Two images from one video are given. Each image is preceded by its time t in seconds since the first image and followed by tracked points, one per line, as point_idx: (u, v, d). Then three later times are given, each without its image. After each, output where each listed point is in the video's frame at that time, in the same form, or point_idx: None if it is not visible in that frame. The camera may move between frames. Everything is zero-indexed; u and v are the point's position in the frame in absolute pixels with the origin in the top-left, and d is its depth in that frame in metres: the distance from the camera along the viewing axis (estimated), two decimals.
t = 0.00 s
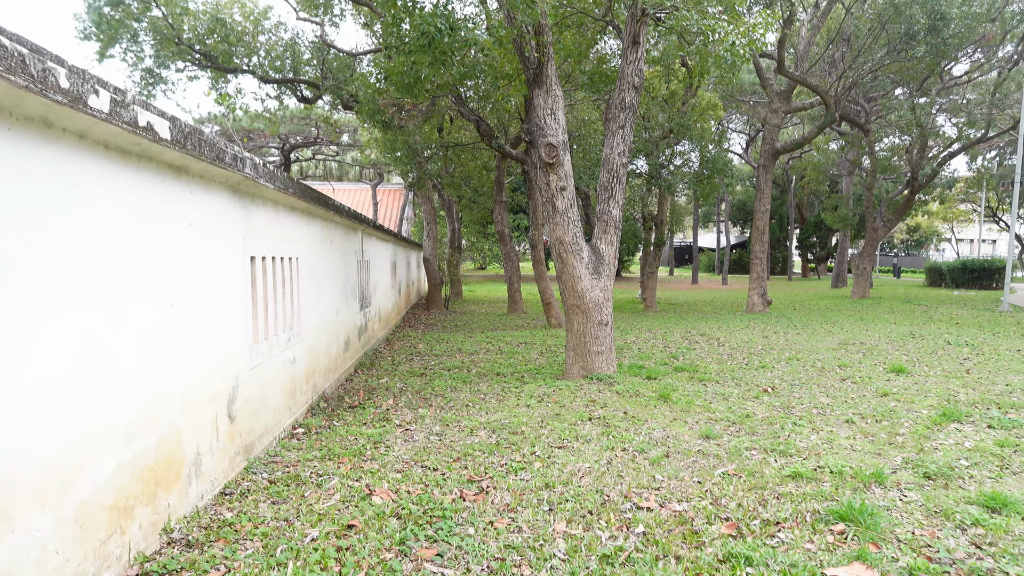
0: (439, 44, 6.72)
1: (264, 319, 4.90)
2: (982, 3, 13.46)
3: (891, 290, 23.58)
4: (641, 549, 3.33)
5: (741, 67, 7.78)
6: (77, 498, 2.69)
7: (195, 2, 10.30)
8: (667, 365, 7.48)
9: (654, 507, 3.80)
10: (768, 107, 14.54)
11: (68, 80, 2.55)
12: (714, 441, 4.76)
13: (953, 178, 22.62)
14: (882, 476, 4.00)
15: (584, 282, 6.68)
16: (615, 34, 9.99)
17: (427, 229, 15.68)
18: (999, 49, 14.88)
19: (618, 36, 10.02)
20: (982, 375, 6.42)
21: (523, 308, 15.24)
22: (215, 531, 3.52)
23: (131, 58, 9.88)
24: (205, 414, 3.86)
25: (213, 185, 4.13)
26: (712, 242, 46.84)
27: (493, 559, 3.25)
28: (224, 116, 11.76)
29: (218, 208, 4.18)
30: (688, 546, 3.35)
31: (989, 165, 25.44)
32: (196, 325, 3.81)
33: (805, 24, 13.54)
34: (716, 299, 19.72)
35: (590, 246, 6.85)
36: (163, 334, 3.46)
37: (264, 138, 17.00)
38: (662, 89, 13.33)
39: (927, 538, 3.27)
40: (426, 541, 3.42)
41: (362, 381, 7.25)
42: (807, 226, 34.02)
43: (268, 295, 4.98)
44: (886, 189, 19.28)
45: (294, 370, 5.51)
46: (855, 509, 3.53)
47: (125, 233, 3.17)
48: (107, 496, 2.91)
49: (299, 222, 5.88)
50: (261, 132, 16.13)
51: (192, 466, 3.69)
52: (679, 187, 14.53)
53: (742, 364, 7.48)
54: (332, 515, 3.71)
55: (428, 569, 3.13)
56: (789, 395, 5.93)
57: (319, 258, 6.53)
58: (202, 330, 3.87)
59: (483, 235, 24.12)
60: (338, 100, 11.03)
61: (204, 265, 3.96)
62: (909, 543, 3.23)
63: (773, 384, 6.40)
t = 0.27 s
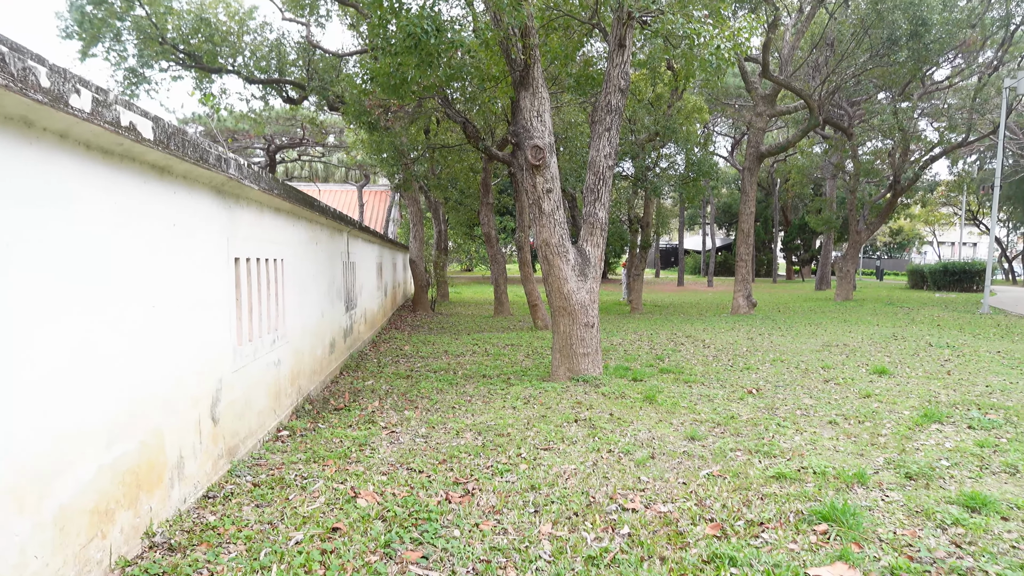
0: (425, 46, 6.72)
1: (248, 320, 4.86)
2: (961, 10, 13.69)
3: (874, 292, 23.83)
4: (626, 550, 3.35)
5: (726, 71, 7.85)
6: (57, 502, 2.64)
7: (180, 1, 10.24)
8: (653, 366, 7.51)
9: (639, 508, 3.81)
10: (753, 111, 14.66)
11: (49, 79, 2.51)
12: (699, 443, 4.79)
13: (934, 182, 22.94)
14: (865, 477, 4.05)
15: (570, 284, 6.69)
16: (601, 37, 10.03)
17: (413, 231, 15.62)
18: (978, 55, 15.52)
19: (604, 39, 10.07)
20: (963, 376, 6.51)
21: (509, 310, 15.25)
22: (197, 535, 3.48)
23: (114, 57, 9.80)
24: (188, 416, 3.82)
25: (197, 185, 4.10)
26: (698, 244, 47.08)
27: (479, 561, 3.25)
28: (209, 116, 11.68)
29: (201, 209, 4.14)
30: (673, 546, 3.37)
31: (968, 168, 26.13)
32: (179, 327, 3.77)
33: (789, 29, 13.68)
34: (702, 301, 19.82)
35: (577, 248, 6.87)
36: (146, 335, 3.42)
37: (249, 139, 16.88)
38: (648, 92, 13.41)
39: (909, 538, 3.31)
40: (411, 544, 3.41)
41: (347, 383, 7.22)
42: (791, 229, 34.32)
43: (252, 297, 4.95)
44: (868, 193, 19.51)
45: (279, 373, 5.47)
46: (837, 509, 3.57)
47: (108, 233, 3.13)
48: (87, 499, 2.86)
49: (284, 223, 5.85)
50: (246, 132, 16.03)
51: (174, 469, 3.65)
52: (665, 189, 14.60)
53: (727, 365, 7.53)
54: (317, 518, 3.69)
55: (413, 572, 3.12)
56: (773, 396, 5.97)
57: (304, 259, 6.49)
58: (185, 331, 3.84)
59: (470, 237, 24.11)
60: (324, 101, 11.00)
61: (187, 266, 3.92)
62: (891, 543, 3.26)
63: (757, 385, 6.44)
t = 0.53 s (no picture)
0: (412, 47, 6.71)
1: (234, 322, 4.83)
2: (943, 16, 13.88)
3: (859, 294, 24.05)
4: (613, 551, 3.35)
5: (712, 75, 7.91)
6: (38, 506, 2.59)
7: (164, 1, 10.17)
8: (639, 368, 7.54)
9: (626, 509, 3.82)
10: (739, 114, 14.76)
11: (30, 78, 2.48)
12: (685, 444, 4.82)
13: (917, 185, 23.23)
14: (849, 477, 4.08)
15: (557, 285, 6.70)
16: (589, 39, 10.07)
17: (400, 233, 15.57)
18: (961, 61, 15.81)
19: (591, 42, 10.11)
20: (945, 377, 6.59)
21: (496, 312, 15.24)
22: (181, 538, 3.44)
23: (98, 57, 9.69)
24: (173, 419, 3.78)
25: (181, 186, 4.07)
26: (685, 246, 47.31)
27: (465, 563, 3.24)
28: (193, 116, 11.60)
29: (186, 210, 4.11)
30: (659, 548, 3.38)
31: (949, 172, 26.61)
32: (163, 328, 3.72)
33: (775, 33, 13.79)
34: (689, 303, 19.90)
35: (564, 250, 6.88)
36: (131, 337, 3.37)
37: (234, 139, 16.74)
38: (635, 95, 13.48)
39: (892, 537, 3.34)
40: (397, 546, 3.40)
41: (333, 386, 7.19)
42: (777, 232, 34.57)
43: (237, 299, 4.92)
44: (853, 196, 19.70)
45: (264, 375, 5.43)
46: (822, 509, 3.60)
47: (91, 233, 3.08)
48: (70, 503, 2.81)
49: (270, 224, 5.82)
50: (231, 132, 15.91)
51: (159, 472, 3.59)
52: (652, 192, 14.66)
53: (713, 367, 7.58)
54: (302, 521, 3.66)
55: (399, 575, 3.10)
56: (759, 398, 6.01)
57: (290, 261, 6.45)
58: (170, 333, 3.80)
59: (457, 239, 24.10)
60: (311, 102, 10.96)
61: (171, 267, 3.87)
62: (875, 543, 3.29)
63: (744, 387, 6.48)
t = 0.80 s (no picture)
0: (400, 48, 6.70)
1: (221, 323, 4.80)
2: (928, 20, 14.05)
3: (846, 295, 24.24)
4: (601, 552, 3.36)
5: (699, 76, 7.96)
6: (22, 510, 2.54)
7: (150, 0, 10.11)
8: (628, 369, 7.56)
9: (614, 510, 3.83)
10: (727, 116, 14.84)
11: (12, 78, 2.44)
12: (673, 444, 4.84)
13: (903, 187, 23.48)
14: (835, 477, 4.11)
15: (546, 286, 6.70)
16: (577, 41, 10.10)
17: (388, 234, 15.52)
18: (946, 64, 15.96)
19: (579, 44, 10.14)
20: (930, 377, 6.65)
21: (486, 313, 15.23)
22: (167, 542, 3.40)
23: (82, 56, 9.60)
24: (159, 421, 3.74)
25: (167, 187, 4.04)
26: (673, 247, 47.50)
27: (454, 565, 3.23)
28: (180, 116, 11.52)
29: (172, 211, 4.08)
30: (647, 548, 3.39)
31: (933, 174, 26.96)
32: (149, 330, 3.68)
33: (762, 36, 13.88)
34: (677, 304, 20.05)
35: (552, 252, 6.89)
36: (116, 339, 3.34)
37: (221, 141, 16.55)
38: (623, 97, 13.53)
39: (878, 536, 3.37)
40: (385, 548, 3.38)
41: (322, 387, 7.15)
42: (765, 233, 34.80)
43: (224, 300, 4.88)
44: (840, 197, 19.86)
45: (251, 376, 5.40)
46: (809, 509, 3.62)
47: (76, 234, 3.04)
48: (55, 507, 2.77)
49: (257, 225, 5.78)
50: (218, 133, 15.77)
51: (146, 475, 3.56)
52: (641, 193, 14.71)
53: (701, 367, 7.62)
54: (290, 524, 3.64)
55: None
56: (747, 398, 6.05)
57: (277, 262, 6.41)
58: (156, 335, 3.76)
59: (447, 240, 24.08)
60: (299, 102, 10.92)
61: (157, 268, 3.84)
62: (861, 542, 3.32)
63: (732, 388, 6.51)
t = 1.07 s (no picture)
0: (390, 48, 6.69)
1: (209, 325, 4.78)
2: (914, 23, 14.17)
3: (834, 295, 24.42)
4: (592, 552, 3.37)
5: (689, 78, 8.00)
6: (7, 513, 2.51)
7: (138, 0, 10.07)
8: (619, 369, 7.58)
9: (604, 510, 3.84)
10: (716, 117, 14.90)
11: None
12: (663, 444, 4.85)
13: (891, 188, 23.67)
14: (824, 476, 4.14)
15: (537, 287, 6.71)
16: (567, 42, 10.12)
17: (378, 235, 15.46)
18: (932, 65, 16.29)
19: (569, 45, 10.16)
20: (917, 377, 6.71)
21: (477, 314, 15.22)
22: (155, 545, 3.37)
23: (69, 56, 9.53)
24: (147, 424, 3.72)
25: (155, 187, 4.01)
26: (664, 248, 47.64)
27: (444, 566, 3.22)
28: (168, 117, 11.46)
29: (160, 211, 4.06)
30: (637, 548, 3.40)
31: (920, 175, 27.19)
32: (137, 331, 3.65)
33: (750, 37, 13.95)
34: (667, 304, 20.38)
35: (543, 252, 6.90)
36: (103, 340, 3.31)
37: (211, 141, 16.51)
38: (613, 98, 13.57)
39: (866, 535, 3.39)
40: (375, 550, 3.38)
41: (312, 389, 7.13)
42: (754, 234, 34.97)
43: (212, 301, 4.86)
44: (828, 198, 20.00)
45: (240, 378, 5.38)
46: (797, 508, 3.64)
47: (62, 236, 3.01)
48: (40, 510, 2.74)
49: (246, 226, 5.76)
50: (207, 134, 15.72)
51: (133, 478, 3.53)
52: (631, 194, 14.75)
53: (691, 367, 7.65)
54: (280, 526, 3.63)
55: None
56: (737, 398, 6.08)
57: (266, 263, 6.38)
58: (144, 337, 3.73)
59: (438, 241, 24.04)
60: (288, 103, 10.90)
61: (145, 269, 3.82)
62: (849, 540, 3.35)
63: (721, 388, 6.54)
